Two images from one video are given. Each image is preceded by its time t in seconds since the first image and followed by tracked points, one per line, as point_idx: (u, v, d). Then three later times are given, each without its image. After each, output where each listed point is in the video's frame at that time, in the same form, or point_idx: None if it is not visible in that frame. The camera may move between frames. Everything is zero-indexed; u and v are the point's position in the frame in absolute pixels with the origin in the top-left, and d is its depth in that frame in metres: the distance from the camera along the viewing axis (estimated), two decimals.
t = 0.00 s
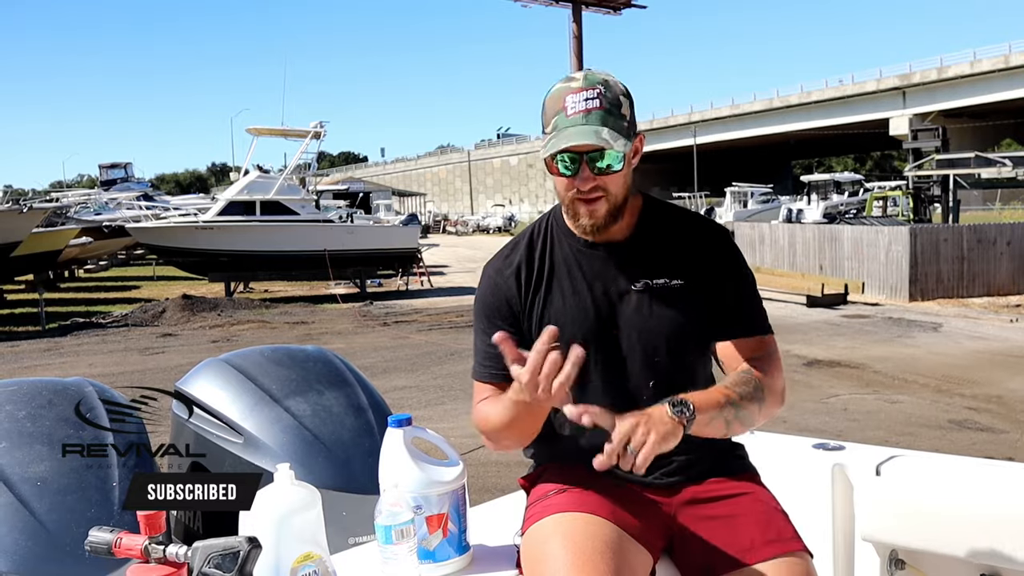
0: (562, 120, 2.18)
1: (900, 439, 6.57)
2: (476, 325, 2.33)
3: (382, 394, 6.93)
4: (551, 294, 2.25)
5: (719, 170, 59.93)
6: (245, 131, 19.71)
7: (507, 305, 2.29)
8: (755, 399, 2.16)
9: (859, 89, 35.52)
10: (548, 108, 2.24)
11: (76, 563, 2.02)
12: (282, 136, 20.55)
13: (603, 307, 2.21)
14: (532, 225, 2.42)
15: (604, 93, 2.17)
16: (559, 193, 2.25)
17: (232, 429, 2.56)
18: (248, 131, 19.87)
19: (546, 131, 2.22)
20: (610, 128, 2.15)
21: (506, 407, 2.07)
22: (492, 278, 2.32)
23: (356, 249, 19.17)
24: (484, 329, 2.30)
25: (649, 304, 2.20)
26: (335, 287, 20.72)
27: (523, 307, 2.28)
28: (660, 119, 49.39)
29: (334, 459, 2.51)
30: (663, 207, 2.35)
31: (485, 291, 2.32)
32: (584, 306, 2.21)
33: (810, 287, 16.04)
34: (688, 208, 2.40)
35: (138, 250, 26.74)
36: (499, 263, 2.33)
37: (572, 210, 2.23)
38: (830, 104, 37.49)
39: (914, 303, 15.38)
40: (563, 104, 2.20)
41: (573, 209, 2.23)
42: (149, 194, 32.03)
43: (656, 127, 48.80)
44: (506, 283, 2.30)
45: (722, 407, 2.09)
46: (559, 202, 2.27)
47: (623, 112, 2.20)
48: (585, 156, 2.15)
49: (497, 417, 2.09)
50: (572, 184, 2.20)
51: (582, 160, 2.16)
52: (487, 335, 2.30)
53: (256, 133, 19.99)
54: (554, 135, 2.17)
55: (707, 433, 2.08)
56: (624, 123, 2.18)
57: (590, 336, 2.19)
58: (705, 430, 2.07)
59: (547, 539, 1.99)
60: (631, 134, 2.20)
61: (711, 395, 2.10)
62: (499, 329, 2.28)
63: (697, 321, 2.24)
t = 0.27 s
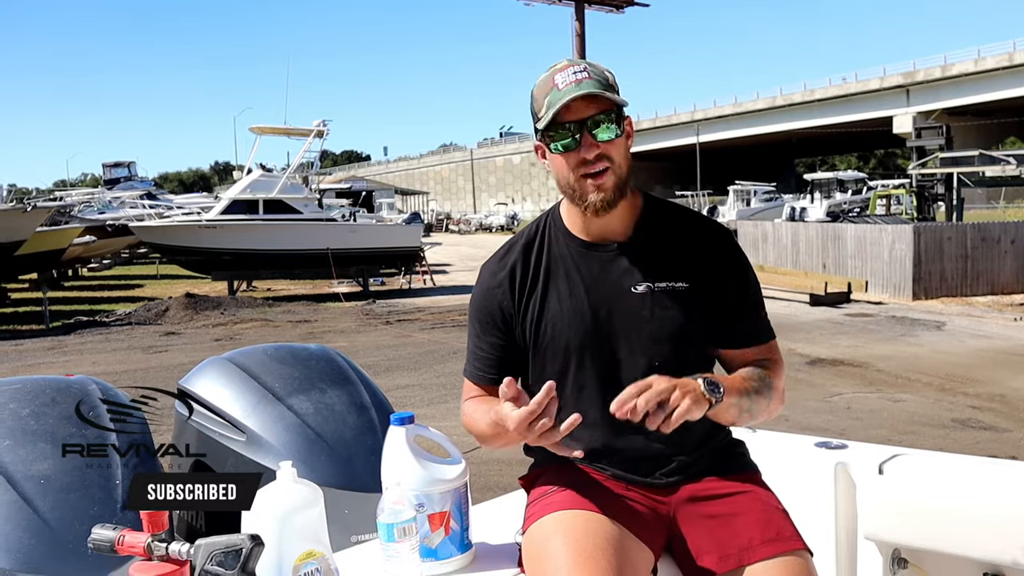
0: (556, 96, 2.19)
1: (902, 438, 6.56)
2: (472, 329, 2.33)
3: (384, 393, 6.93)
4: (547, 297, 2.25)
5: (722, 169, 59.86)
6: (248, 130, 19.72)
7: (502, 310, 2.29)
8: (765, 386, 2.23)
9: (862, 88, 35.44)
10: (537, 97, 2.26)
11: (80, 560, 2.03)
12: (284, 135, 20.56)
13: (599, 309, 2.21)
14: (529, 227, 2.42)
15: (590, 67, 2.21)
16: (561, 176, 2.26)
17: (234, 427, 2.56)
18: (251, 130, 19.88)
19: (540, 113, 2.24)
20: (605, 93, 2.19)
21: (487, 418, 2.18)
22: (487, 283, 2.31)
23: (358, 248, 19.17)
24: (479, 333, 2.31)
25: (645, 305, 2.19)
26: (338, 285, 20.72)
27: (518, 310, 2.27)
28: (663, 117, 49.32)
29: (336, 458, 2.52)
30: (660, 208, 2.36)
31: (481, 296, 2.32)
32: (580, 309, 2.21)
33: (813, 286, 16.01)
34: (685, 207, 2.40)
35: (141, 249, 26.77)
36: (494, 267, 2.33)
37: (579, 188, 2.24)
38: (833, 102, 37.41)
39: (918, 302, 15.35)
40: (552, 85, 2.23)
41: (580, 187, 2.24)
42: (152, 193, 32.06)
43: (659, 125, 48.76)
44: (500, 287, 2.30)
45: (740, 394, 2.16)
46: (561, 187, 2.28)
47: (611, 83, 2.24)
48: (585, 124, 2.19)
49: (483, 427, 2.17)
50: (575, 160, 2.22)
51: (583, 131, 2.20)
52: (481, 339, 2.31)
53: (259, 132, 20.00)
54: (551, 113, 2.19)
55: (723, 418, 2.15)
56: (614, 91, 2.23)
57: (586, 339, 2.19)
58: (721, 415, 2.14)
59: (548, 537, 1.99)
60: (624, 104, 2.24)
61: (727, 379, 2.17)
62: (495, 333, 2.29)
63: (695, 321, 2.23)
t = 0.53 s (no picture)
0: (550, 86, 2.22)
1: (902, 437, 6.57)
2: (470, 329, 2.34)
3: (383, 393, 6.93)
4: (545, 297, 2.25)
5: (721, 168, 59.87)
6: (246, 130, 19.70)
7: (500, 311, 2.29)
8: (757, 375, 2.17)
9: (861, 87, 35.45)
10: (535, 87, 2.29)
11: (80, 561, 2.03)
12: (283, 134, 20.54)
13: (598, 309, 2.21)
14: (527, 227, 2.42)
15: (589, 61, 2.23)
16: (551, 166, 2.27)
17: (234, 427, 2.57)
18: (249, 130, 19.86)
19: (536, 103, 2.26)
20: (598, 87, 2.21)
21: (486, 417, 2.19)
22: (485, 283, 2.32)
23: (357, 248, 19.16)
24: (478, 333, 2.32)
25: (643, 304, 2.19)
26: (337, 285, 20.72)
27: (516, 310, 2.28)
28: (662, 117, 49.32)
29: (335, 458, 2.51)
30: (660, 207, 2.36)
31: (479, 296, 2.33)
32: (578, 308, 2.21)
33: (812, 285, 16.01)
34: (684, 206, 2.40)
35: (140, 249, 26.76)
36: (492, 267, 2.34)
37: (566, 179, 2.24)
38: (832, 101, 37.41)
39: (917, 301, 15.36)
40: (550, 75, 2.26)
41: (567, 179, 2.24)
42: (150, 193, 32.04)
43: (658, 125, 48.77)
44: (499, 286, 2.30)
45: (729, 375, 2.10)
46: (551, 179, 2.29)
47: (609, 80, 2.25)
48: (576, 116, 2.22)
49: (483, 426, 2.18)
50: (564, 150, 2.23)
51: (574, 122, 2.22)
52: (481, 338, 2.31)
53: (257, 132, 20.00)
54: (544, 100, 2.23)
55: (715, 398, 2.10)
56: (611, 87, 2.24)
57: (583, 339, 2.19)
58: (709, 393, 2.09)
59: (548, 538, 1.99)
60: (621, 103, 2.25)
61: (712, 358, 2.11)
62: (493, 333, 2.30)
63: (692, 321, 2.23)
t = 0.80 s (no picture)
0: (550, 91, 2.21)
1: (902, 440, 6.57)
2: (469, 328, 2.34)
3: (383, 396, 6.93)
4: (542, 299, 2.26)
5: (721, 172, 59.90)
6: (247, 134, 19.73)
7: (498, 310, 2.29)
8: (743, 416, 2.17)
9: (861, 90, 35.49)
10: (538, 90, 2.30)
11: (80, 563, 2.02)
12: (283, 138, 20.57)
13: (596, 312, 2.20)
14: (528, 228, 2.42)
15: (592, 68, 2.22)
16: (549, 170, 2.28)
17: (234, 431, 2.57)
18: (250, 134, 19.89)
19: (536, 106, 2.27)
20: (598, 98, 2.19)
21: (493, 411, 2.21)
22: (484, 282, 2.32)
23: (357, 252, 19.16)
24: (476, 333, 2.32)
25: (640, 309, 2.19)
26: (337, 289, 20.73)
27: (513, 310, 2.28)
28: (662, 121, 49.37)
29: (336, 461, 2.51)
30: (660, 215, 2.36)
31: (478, 295, 2.33)
32: (575, 312, 2.21)
33: (812, 288, 16.02)
34: (685, 216, 2.40)
35: (140, 252, 26.78)
36: (492, 266, 2.34)
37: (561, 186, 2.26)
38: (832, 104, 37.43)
39: (917, 304, 15.36)
40: (553, 79, 2.25)
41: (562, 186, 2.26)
42: (151, 197, 32.06)
43: (658, 128, 48.84)
44: (498, 286, 2.31)
45: (712, 429, 2.11)
46: (549, 184, 2.31)
47: (612, 89, 2.23)
48: (573, 123, 2.21)
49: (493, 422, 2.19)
50: (560, 156, 2.23)
51: (570, 130, 2.21)
52: (479, 338, 2.32)
53: (258, 136, 20.03)
54: (542, 106, 2.23)
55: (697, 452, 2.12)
56: (613, 96, 2.22)
57: (579, 343, 2.19)
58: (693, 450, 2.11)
59: (549, 541, 1.99)
60: (623, 112, 2.23)
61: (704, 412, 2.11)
62: (491, 333, 2.30)
63: (694, 328, 2.21)
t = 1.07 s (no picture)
0: (570, 91, 2.21)
1: (900, 442, 6.57)
2: (466, 334, 2.34)
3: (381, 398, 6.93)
4: (541, 303, 2.25)
5: (719, 174, 59.96)
6: (244, 135, 19.72)
7: (495, 314, 2.29)
8: (765, 395, 2.23)
9: (858, 92, 35.53)
10: (550, 91, 2.28)
11: (77, 565, 2.02)
12: (281, 140, 20.57)
13: (595, 315, 2.20)
14: (525, 231, 2.42)
15: (606, 70, 2.24)
16: (564, 172, 2.26)
17: (232, 433, 2.57)
18: (247, 135, 19.88)
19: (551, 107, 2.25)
20: (618, 97, 2.22)
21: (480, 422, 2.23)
22: (481, 287, 2.32)
23: (355, 253, 19.15)
24: (473, 338, 2.32)
25: (639, 312, 2.19)
26: (335, 290, 20.71)
27: (511, 315, 2.28)
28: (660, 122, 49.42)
29: (334, 463, 2.51)
30: (660, 214, 2.37)
31: (475, 299, 2.33)
32: (574, 317, 2.21)
33: (809, 290, 16.03)
34: (683, 214, 2.41)
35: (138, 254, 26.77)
36: (489, 270, 2.34)
37: (580, 188, 2.24)
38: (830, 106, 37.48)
39: (914, 306, 15.38)
40: (567, 80, 2.25)
41: (581, 187, 2.24)
42: (149, 198, 32.07)
43: (656, 130, 48.86)
44: (496, 290, 2.30)
45: (739, 402, 2.14)
46: (563, 185, 2.28)
47: (625, 90, 2.27)
48: (595, 124, 2.22)
49: (476, 430, 2.23)
50: (581, 157, 2.22)
51: (591, 129, 2.22)
52: (476, 342, 2.32)
53: (256, 137, 20.02)
54: (562, 106, 2.21)
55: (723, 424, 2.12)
56: (627, 96, 2.25)
57: (579, 346, 2.19)
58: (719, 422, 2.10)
59: (547, 543, 1.99)
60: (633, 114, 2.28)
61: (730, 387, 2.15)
62: (488, 338, 2.30)
63: (693, 330, 2.22)
